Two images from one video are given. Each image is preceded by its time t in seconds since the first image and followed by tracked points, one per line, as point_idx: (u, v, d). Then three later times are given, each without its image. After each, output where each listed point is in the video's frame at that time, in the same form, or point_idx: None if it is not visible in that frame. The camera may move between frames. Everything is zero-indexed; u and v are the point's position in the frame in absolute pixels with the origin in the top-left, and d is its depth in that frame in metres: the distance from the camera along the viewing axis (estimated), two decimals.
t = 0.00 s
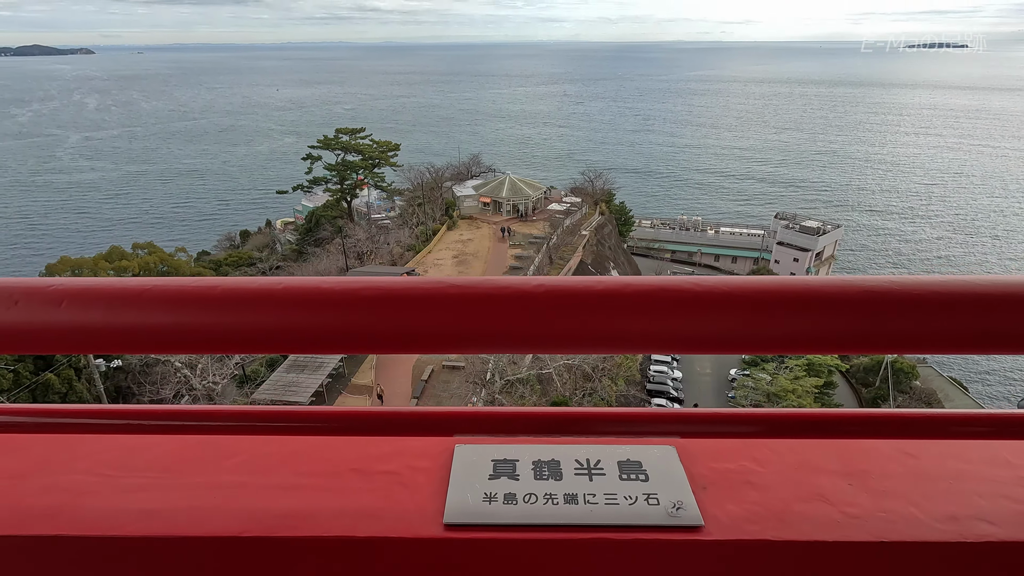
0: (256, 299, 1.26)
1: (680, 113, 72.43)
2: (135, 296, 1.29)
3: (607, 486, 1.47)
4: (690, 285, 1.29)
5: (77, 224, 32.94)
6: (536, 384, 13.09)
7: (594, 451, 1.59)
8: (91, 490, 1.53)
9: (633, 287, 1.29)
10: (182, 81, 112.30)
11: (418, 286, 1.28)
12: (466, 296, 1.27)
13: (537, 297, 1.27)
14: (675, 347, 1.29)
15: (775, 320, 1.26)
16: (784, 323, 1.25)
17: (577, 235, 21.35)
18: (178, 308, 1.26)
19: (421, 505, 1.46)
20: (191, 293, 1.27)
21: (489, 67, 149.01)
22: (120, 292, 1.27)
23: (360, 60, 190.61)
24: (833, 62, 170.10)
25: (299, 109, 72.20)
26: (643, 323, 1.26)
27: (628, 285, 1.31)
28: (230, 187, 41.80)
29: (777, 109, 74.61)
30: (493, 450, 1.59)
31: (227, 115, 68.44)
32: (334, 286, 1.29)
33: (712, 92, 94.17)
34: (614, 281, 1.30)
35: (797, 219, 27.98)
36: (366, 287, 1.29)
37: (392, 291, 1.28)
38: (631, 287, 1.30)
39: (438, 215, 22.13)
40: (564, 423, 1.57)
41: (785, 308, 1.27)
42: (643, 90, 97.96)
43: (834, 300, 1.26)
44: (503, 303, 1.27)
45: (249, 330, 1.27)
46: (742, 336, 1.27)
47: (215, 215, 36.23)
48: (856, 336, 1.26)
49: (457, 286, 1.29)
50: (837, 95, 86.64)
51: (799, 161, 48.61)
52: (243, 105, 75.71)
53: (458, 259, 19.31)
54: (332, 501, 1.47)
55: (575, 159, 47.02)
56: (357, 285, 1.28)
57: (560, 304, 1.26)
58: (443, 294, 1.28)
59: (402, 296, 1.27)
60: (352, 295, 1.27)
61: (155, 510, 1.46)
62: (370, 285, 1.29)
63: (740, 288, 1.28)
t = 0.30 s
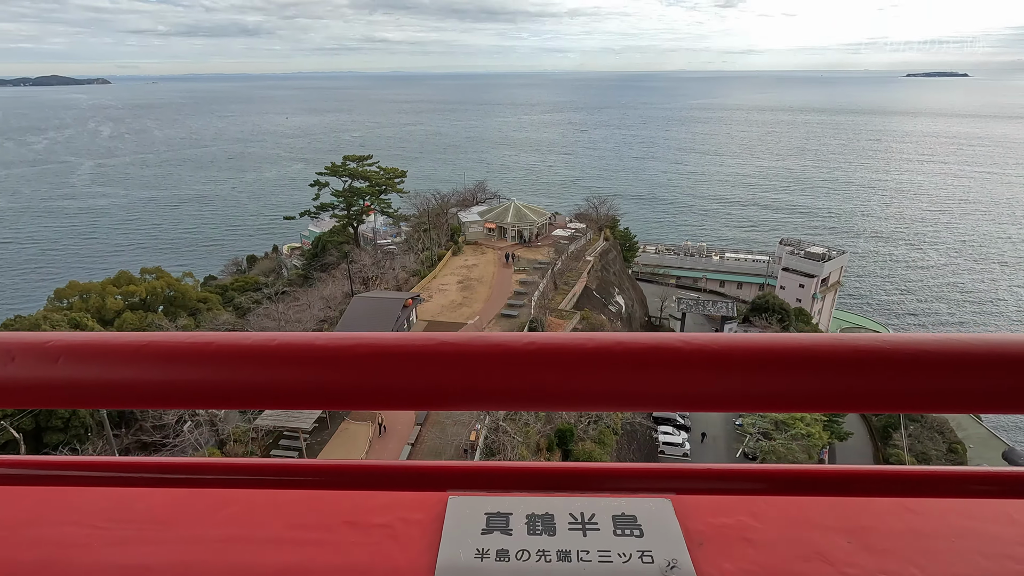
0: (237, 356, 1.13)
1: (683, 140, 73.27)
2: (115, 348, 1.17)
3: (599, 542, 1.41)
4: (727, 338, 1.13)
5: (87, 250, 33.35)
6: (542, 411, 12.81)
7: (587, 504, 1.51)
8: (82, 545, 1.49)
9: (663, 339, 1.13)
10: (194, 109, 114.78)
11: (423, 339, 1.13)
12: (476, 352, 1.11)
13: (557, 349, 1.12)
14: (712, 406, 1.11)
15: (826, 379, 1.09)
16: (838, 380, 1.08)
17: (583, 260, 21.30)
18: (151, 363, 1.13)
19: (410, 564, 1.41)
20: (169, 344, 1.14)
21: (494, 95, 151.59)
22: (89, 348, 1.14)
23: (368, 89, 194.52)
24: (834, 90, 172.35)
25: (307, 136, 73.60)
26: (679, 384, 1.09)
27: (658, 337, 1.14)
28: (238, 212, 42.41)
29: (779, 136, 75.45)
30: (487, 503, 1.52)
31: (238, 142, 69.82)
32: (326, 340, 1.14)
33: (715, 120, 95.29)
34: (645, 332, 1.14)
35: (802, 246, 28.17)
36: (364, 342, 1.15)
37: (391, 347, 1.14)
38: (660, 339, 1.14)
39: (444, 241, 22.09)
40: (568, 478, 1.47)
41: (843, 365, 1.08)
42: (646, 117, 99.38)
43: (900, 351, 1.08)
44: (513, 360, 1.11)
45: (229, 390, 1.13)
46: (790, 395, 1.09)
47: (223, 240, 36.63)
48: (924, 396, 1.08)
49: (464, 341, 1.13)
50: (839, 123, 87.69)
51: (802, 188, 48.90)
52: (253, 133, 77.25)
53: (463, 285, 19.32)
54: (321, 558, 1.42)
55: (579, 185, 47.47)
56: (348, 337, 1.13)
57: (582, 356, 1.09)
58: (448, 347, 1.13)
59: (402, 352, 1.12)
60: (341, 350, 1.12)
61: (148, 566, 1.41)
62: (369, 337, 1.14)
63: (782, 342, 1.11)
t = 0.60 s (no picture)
0: (214, 415, 1.08)
1: (680, 165, 74.15)
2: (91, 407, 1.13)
3: None
4: (722, 398, 1.08)
5: (88, 275, 33.40)
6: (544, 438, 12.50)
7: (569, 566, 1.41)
8: None
9: (657, 397, 1.09)
10: (199, 135, 116.40)
11: (413, 397, 1.10)
12: (468, 411, 1.07)
13: (548, 408, 1.07)
14: (710, 468, 1.06)
15: (829, 439, 1.04)
16: (840, 443, 1.03)
17: (582, 284, 21.30)
18: (126, 423, 1.09)
19: None
20: (147, 401, 1.11)
21: (495, 122, 153.60)
22: (61, 407, 1.10)
23: (369, 116, 197.44)
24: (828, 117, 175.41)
25: (310, 161, 74.50)
26: (681, 444, 1.05)
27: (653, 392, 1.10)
28: (240, 237, 42.70)
29: (775, 161, 76.41)
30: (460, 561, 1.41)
31: (241, 168, 70.64)
32: (308, 398, 1.10)
33: (712, 145, 96.54)
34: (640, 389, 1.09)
35: (802, 269, 28.22)
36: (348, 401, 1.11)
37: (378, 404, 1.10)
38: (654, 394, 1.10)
39: (444, 265, 22.17)
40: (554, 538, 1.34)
41: (847, 421, 1.03)
42: (644, 143, 100.83)
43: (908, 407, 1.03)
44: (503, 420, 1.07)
45: (207, 452, 1.09)
46: (792, 456, 1.04)
47: (224, 264, 36.74)
48: (933, 457, 1.02)
49: (449, 399, 1.09)
50: (833, 148, 88.97)
51: (800, 212, 49.23)
52: (255, 159, 78.16)
53: (463, 309, 19.28)
54: None
55: (579, 209, 47.80)
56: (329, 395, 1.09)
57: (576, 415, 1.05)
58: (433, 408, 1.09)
59: (387, 411, 1.09)
60: (324, 408, 1.09)
61: None
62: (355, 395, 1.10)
63: (780, 400, 1.07)
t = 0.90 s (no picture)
0: (187, 469, 1.08)
1: (671, 188, 75.12)
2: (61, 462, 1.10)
3: None
4: (693, 447, 1.10)
5: (77, 300, 33.02)
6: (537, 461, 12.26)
7: None
8: None
9: (630, 444, 1.11)
10: (192, 160, 116.66)
11: (389, 448, 1.10)
12: (443, 463, 1.08)
13: (524, 458, 1.08)
14: (705, 518, 1.07)
15: (797, 486, 1.06)
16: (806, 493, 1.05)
17: (575, 305, 21.30)
18: (92, 478, 1.07)
19: None
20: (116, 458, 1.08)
21: (487, 145, 155.04)
22: (40, 465, 1.08)
23: (363, 139, 199.16)
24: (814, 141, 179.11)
25: (304, 185, 74.78)
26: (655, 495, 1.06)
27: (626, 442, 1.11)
28: (232, 261, 42.52)
29: (765, 183, 77.62)
30: None
31: (234, 192, 70.73)
32: (282, 451, 1.10)
33: (702, 168, 97.88)
34: (617, 439, 1.10)
35: (794, 290, 28.47)
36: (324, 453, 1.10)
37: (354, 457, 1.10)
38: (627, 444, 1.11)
39: (437, 287, 22.21)
40: None
41: (813, 468, 1.06)
42: (635, 166, 102.28)
43: (873, 453, 1.06)
44: (479, 469, 1.08)
45: (178, 507, 1.07)
46: (790, 508, 1.05)
47: (216, 288, 36.50)
48: (899, 504, 1.05)
49: (426, 448, 1.10)
50: (821, 170, 90.60)
51: (790, 233, 49.78)
52: (249, 183, 78.40)
53: (456, 331, 19.21)
54: None
55: (572, 231, 48.11)
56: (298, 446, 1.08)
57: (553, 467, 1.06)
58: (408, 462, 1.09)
59: (363, 464, 1.09)
60: (298, 459, 1.09)
61: None
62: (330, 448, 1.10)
63: (769, 451, 1.08)
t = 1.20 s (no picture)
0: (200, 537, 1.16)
1: (656, 209, 76.11)
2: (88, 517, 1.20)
3: None
4: (670, 496, 1.23)
5: (55, 327, 32.34)
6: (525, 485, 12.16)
7: None
8: None
9: (614, 495, 1.25)
10: (176, 183, 115.88)
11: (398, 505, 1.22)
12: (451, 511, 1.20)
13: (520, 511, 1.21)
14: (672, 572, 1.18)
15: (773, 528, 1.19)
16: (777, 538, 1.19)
17: (562, 326, 21.36)
18: (110, 545, 1.15)
19: None
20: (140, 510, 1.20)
21: (474, 168, 156.27)
22: (63, 533, 1.16)
23: (350, 163, 199.43)
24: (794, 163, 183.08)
25: (290, 208, 74.58)
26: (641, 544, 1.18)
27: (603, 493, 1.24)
28: (215, 285, 42.00)
29: (747, 204, 79.12)
30: None
31: (219, 215, 70.22)
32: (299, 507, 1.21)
33: (686, 189, 99.59)
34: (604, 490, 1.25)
35: (778, 309, 28.85)
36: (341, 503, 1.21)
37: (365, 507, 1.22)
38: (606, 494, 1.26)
39: (423, 309, 22.13)
40: None
41: (777, 517, 1.20)
42: (620, 188, 103.67)
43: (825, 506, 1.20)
44: (481, 525, 1.19)
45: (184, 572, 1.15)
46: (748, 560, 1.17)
47: (199, 313, 35.98)
48: (834, 558, 1.18)
49: (419, 510, 1.20)
50: (801, 191, 92.60)
51: (772, 253, 50.63)
52: (235, 206, 77.98)
53: (443, 354, 19.06)
54: None
55: (559, 253, 48.40)
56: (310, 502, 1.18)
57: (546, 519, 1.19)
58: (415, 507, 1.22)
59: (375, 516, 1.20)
60: (304, 521, 1.19)
61: None
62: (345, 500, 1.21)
63: (729, 507, 1.21)
